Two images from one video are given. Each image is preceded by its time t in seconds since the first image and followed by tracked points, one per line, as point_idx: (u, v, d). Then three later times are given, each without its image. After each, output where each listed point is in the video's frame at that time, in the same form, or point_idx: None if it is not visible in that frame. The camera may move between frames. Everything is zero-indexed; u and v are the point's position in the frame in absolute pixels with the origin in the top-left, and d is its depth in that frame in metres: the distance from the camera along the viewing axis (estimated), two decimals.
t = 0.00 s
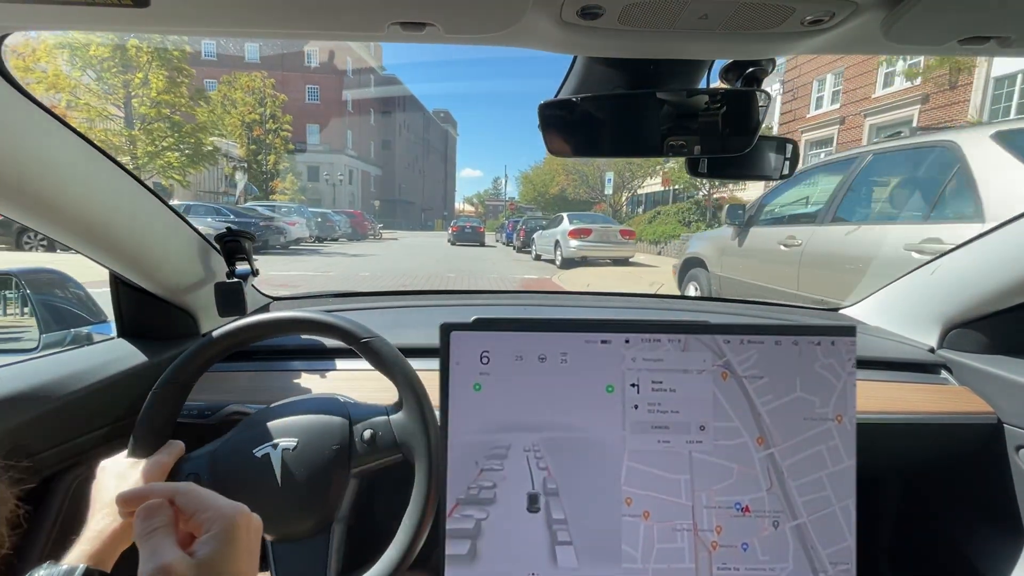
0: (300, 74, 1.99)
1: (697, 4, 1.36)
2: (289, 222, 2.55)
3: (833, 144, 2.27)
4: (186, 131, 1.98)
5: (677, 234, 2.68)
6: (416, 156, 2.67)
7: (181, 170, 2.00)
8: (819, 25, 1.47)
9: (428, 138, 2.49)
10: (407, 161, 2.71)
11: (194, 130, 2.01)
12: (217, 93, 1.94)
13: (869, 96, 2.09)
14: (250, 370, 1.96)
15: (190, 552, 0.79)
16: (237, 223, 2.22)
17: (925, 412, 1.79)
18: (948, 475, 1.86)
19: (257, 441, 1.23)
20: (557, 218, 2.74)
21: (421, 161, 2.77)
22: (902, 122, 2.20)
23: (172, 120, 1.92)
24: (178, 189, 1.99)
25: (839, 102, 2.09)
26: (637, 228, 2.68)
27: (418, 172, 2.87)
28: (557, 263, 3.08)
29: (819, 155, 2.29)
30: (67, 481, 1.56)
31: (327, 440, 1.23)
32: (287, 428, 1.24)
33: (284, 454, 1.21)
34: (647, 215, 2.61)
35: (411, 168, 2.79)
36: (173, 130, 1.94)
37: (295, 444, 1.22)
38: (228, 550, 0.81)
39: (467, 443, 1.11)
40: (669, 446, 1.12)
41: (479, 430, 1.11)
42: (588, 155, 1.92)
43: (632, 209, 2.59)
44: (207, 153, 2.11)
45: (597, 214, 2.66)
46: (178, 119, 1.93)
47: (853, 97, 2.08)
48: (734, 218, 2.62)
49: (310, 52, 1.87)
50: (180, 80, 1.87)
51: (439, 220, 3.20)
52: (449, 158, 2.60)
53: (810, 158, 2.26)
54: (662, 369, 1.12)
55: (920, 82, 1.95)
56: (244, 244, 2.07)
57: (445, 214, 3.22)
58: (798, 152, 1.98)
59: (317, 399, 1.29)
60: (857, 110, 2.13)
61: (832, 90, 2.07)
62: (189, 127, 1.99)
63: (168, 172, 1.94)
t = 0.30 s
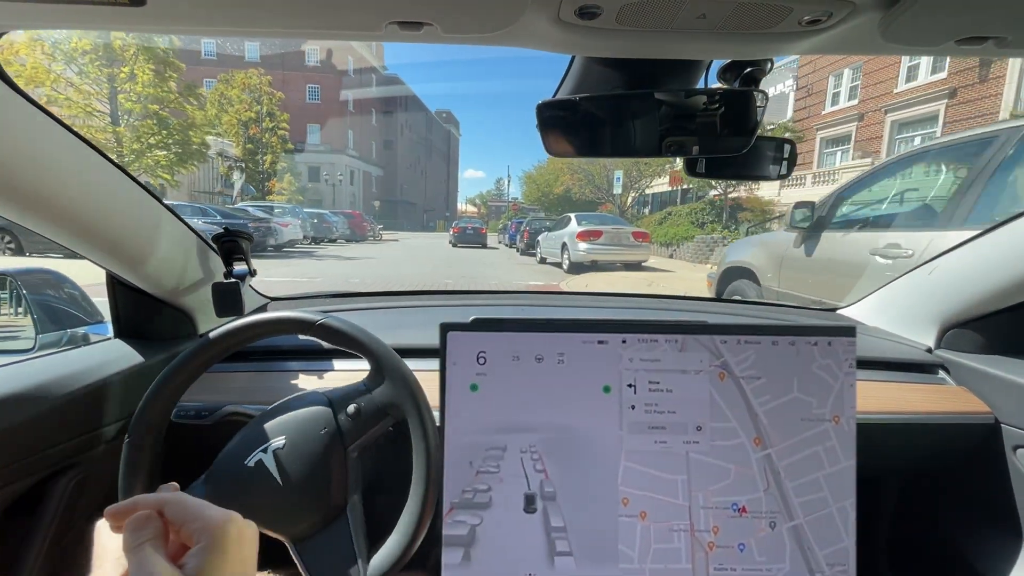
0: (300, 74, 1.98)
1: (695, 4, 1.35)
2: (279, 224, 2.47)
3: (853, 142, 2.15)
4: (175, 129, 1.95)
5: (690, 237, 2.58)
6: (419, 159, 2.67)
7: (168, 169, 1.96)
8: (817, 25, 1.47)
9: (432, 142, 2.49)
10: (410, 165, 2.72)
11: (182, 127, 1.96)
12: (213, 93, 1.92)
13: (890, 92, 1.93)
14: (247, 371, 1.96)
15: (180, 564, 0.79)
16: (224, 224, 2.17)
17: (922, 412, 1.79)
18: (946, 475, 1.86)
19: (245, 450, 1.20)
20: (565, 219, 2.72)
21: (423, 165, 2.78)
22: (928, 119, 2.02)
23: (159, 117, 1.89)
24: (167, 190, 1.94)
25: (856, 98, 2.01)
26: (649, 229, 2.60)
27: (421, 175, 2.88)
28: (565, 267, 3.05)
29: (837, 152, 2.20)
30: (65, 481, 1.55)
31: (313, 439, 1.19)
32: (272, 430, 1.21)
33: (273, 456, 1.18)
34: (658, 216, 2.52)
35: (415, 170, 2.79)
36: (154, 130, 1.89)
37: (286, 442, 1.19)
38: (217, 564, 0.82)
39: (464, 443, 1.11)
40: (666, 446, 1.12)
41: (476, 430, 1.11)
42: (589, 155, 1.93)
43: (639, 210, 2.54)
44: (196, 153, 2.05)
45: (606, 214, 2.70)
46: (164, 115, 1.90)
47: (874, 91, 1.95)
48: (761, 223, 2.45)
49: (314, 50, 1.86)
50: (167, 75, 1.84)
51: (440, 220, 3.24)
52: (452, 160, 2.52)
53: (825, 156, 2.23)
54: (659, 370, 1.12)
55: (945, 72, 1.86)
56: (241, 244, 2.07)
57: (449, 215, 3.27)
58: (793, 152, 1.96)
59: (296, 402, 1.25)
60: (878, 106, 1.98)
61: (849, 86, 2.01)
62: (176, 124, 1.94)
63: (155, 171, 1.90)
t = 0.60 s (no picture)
0: (302, 73, 2.00)
1: (692, 5, 1.35)
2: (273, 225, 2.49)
3: (873, 140, 2.14)
4: (166, 125, 1.94)
5: (706, 238, 2.56)
6: (421, 159, 2.75)
7: (159, 167, 1.93)
8: (814, 26, 1.47)
9: (434, 143, 2.58)
10: (412, 164, 2.78)
11: (173, 123, 1.96)
12: (213, 91, 1.98)
13: (914, 86, 1.94)
14: (242, 373, 1.94)
15: (196, 565, 0.78)
16: (214, 224, 2.14)
17: (918, 412, 1.79)
18: (940, 473, 1.86)
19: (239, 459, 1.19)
20: (575, 220, 2.71)
21: (425, 164, 2.83)
22: (955, 114, 1.97)
23: (150, 113, 1.89)
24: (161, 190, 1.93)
25: (877, 93, 2.02)
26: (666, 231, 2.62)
27: (423, 175, 2.94)
28: (574, 271, 2.98)
29: (855, 151, 2.19)
30: (58, 486, 1.53)
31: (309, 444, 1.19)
32: (266, 435, 1.20)
33: (268, 462, 1.18)
34: (669, 217, 2.53)
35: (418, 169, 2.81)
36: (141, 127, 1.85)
37: (278, 445, 1.19)
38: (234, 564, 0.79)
39: (460, 446, 1.10)
40: (661, 448, 1.11)
41: (471, 432, 1.11)
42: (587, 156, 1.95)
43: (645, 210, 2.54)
44: (187, 151, 2.04)
45: (615, 215, 2.66)
46: (155, 111, 1.90)
47: (894, 86, 1.97)
48: (783, 224, 2.36)
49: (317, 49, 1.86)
50: (157, 70, 1.86)
51: (444, 221, 3.21)
52: (455, 159, 2.69)
53: (842, 154, 2.22)
54: (654, 371, 1.12)
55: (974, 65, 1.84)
56: (236, 245, 2.05)
57: (451, 216, 3.24)
58: (791, 152, 1.96)
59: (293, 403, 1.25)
60: (899, 101, 1.99)
61: (868, 81, 2.01)
62: (168, 121, 1.94)
63: (144, 169, 1.86)
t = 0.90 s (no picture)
0: (302, 73, 1.97)
1: (687, 5, 1.36)
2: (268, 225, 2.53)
3: (892, 137, 2.11)
4: (159, 121, 1.97)
5: (721, 240, 2.56)
6: (423, 159, 2.62)
7: (150, 166, 1.93)
8: (808, 26, 1.48)
9: (437, 144, 2.46)
10: (415, 163, 2.63)
11: (166, 120, 1.98)
12: (212, 91, 1.99)
13: (935, 81, 1.89)
14: (237, 375, 1.93)
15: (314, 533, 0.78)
16: (202, 226, 2.12)
17: (913, 411, 1.80)
18: (936, 472, 1.87)
19: (238, 455, 1.18)
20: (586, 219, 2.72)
21: (427, 165, 2.70)
22: (981, 108, 1.96)
23: (142, 110, 1.92)
24: (154, 190, 1.91)
25: (895, 88, 1.97)
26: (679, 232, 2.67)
27: (427, 176, 2.81)
28: (584, 275, 3.01)
29: (872, 149, 2.14)
30: (53, 489, 1.52)
31: (310, 444, 1.19)
32: (267, 433, 1.20)
33: (268, 462, 1.17)
34: (681, 217, 2.57)
35: (422, 171, 2.74)
36: (134, 126, 1.90)
37: (278, 446, 1.18)
38: (348, 539, 0.79)
39: (455, 449, 1.10)
40: (657, 449, 1.11)
41: (467, 434, 1.10)
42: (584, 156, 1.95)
43: (652, 209, 2.57)
44: (180, 148, 2.07)
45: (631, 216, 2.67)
46: (147, 108, 1.93)
47: (916, 81, 1.90)
48: (807, 225, 2.33)
49: (318, 48, 1.87)
50: (148, 63, 1.84)
51: (445, 223, 2.99)
52: (459, 162, 2.60)
53: (858, 152, 2.16)
54: (649, 372, 1.12)
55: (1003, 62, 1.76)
56: (232, 246, 2.04)
57: (453, 217, 2.96)
58: (788, 152, 1.95)
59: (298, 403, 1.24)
60: (920, 97, 1.94)
61: (886, 77, 1.96)
62: (160, 117, 1.97)
63: (136, 168, 1.86)
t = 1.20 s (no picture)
0: (306, 71, 2.02)
1: (688, 5, 1.35)
2: (264, 226, 2.50)
3: (907, 134, 2.04)
4: (152, 119, 1.94)
5: (734, 241, 2.50)
6: (426, 159, 2.63)
7: (144, 164, 1.88)
8: (810, 26, 1.48)
9: (439, 144, 2.45)
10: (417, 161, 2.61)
11: (160, 117, 1.96)
12: (213, 90, 1.98)
13: (956, 75, 1.87)
14: (237, 375, 1.93)
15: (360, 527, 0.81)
16: (195, 227, 2.07)
17: (914, 412, 1.79)
18: (936, 473, 1.86)
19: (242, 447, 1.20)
20: (595, 219, 2.69)
21: (430, 163, 2.69)
22: (1004, 104, 1.90)
23: (134, 106, 1.89)
24: (150, 190, 1.88)
25: (912, 84, 1.94)
26: (691, 233, 2.62)
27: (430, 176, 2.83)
28: (591, 278, 2.96)
29: (886, 146, 2.09)
30: (53, 488, 1.52)
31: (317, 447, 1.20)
32: (274, 433, 1.21)
33: (273, 460, 1.18)
34: (692, 216, 2.53)
35: (424, 171, 2.72)
36: (127, 123, 1.86)
37: (287, 449, 1.19)
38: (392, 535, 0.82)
39: (456, 450, 1.09)
40: (657, 450, 1.11)
41: (467, 435, 1.10)
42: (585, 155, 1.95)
43: (657, 208, 2.56)
44: (176, 146, 2.03)
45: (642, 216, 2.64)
46: (141, 104, 1.90)
47: (934, 76, 1.88)
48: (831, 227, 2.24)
49: (318, 48, 1.89)
50: (140, 58, 1.86)
51: (449, 222, 3.05)
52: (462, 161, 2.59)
53: (872, 150, 2.12)
54: (650, 374, 1.12)
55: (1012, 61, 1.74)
56: (232, 246, 2.04)
57: (456, 217, 3.02)
58: (788, 153, 1.95)
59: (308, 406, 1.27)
60: (939, 92, 1.90)
61: (903, 72, 1.94)
62: (152, 114, 1.94)
63: (128, 168, 1.81)
